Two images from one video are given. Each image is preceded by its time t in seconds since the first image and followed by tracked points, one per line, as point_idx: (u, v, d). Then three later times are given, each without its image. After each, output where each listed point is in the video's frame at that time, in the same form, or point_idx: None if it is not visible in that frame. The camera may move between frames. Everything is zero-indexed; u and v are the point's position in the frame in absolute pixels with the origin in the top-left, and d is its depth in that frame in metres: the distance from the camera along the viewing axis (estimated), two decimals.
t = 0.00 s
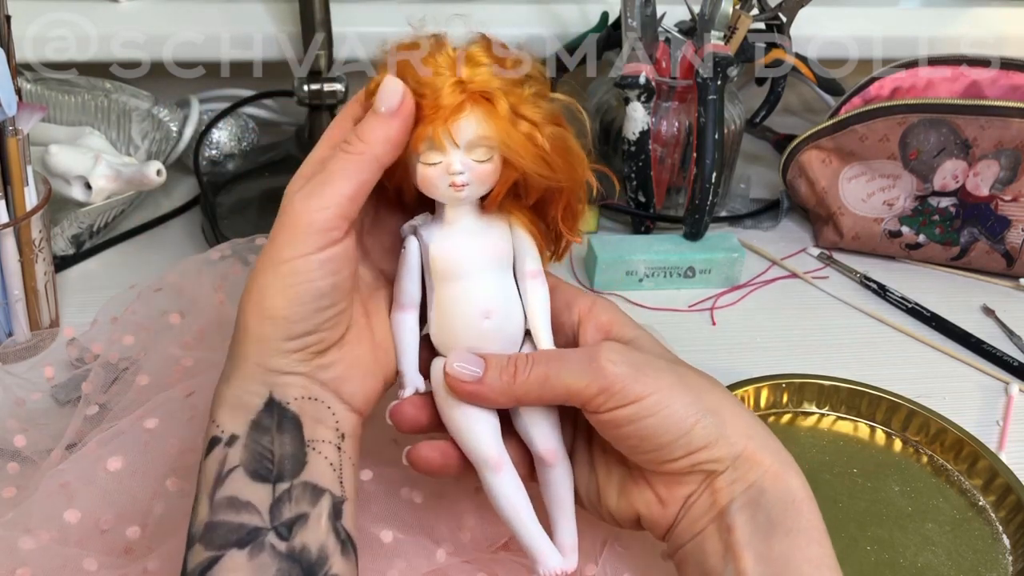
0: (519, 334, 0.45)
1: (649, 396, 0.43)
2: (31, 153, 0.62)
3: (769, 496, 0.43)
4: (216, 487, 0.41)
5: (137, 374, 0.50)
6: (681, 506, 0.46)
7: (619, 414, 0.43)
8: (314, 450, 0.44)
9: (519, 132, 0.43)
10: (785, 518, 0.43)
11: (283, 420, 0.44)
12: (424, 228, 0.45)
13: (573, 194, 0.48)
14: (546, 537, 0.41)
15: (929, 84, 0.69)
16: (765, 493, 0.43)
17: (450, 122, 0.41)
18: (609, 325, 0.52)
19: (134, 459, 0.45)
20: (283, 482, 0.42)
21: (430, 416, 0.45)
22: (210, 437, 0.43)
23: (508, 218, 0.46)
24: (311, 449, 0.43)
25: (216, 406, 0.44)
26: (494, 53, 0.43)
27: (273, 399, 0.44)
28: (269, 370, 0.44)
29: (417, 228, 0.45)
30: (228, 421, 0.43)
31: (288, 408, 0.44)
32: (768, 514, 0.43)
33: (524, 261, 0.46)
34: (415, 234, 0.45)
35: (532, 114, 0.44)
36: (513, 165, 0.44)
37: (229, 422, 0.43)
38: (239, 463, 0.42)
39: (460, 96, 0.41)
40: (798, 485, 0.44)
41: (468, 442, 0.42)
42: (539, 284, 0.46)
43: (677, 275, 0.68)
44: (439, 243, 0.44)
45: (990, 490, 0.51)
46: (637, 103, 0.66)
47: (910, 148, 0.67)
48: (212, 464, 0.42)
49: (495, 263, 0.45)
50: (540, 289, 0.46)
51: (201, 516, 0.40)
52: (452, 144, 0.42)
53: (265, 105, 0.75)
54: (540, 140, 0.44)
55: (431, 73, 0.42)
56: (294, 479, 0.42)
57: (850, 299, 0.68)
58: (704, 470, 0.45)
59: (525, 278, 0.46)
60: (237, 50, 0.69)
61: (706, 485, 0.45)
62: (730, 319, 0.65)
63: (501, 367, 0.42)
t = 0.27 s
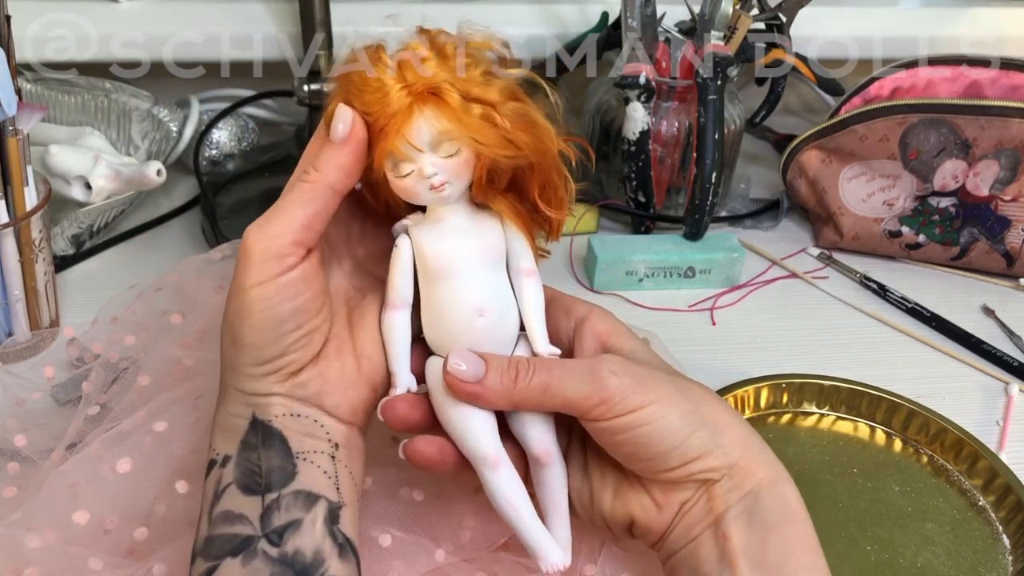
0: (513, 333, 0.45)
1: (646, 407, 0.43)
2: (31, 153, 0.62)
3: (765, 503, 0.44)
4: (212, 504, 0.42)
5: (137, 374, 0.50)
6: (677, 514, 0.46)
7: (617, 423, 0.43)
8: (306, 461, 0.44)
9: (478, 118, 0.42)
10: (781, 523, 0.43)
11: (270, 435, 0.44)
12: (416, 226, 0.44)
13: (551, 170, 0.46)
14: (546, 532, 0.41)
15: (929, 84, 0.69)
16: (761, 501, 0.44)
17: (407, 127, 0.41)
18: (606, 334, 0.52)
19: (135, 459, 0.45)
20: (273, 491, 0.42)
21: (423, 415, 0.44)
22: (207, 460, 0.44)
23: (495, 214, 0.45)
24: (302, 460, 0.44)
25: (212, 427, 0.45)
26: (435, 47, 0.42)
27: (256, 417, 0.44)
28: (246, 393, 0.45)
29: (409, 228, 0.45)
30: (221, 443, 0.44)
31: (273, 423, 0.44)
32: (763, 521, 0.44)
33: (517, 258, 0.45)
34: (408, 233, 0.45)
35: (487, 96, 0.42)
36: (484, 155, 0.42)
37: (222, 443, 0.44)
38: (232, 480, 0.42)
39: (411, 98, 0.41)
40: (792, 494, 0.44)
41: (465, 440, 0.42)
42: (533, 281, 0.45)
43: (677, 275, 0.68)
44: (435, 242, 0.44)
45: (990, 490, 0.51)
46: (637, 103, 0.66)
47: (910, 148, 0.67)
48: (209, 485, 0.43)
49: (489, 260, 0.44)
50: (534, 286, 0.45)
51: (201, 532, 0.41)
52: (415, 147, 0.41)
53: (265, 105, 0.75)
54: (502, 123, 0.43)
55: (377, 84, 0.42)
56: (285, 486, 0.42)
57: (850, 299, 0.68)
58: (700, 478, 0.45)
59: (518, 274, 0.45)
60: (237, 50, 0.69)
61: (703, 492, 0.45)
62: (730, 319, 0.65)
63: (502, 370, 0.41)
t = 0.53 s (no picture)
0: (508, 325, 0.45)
1: (632, 424, 0.43)
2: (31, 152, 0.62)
3: (756, 512, 0.44)
4: (197, 508, 0.42)
5: (137, 374, 0.50)
6: (669, 527, 0.46)
7: (605, 438, 0.43)
8: (289, 465, 0.44)
9: (461, 104, 0.42)
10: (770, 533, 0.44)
11: (253, 440, 0.44)
12: (409, 220, 0.44)
13: (531, 153, 0.47)
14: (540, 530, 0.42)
15: (929, 84, 0.69)
16: (754, 511, 0.44)
17: (392, 118, 0.40)
18: (602, 348, 0.52)
19: (134, 459, 0.45)
20: (257, 494, 0.42)
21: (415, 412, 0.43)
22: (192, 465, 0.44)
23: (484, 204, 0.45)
24: (285, 464, 0.44)
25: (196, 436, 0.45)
26: (409, 43, 0.43)
27: (239, 423, 0.45)
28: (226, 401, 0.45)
29: (402, 222, 0.44)
30: (206, 450, 0.44)
31: (255, 428, 0.45)
32: (754, 532, 0.44)
33: (509, 253, 0.46)
34: (400, 227, 0.44)
35: (466, 80, 0.42)
36: (469, 140, 0.43)
37: (207, 450, 0.44)
38: (216, 485, 0.42)
39: (394, 91, 0.41)
40: (784, 504, 0.44)
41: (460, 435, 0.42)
42: (524, 276, 0.46)
43: (677, 275, 0.68)
44: (431, 236, 0.43)
45: (990, 491, 0.51)
46: (637, 103, 0.66)
47: (910, 148, 0.67)
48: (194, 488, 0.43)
49: (483, 253, 0.44)
50: (525, 280, 0.46)
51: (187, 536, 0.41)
52: (403, 138, 0.41)
53: (265, 104, 0.75)
54: (484, 107, 0.43)
55: (355, 83, 0.41)
56: (268, 488, 0.43)
57: (850, 299, 0.68)
58: (692, 492, 0.45)
59: (510, 269, 0.46)
60: (237, 50, 0.69)
61: (695, 506, 0.45)
62: (730, 319, 0.65)
63: (501, 364, 0.41)
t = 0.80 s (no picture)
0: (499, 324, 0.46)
1: (613, 424, 0.43)
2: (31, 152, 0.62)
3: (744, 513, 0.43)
4: (201, 506, 0.41)
5: (137, 374, 0.50)
6: (665, 533, 0.46)
7: (587, 440, 0.43)
8: (294, 466, 0.44)
9: (472, 112, 0.42)
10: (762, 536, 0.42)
11: (262, 438, 0.44)
12: (411, 218, 0.44)
13: (531, 163, 0.47)
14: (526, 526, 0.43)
15: (929, 84, 0.69)
16: (741, 510, 0.43)
17: (405, 122, 0.40)
18: (589, 357, 0.52)
19: (135, 459, 0.45)
20: (264, 494, 0.42)
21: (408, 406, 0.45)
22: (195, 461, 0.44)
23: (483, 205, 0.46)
24: (292, 465, 0.44)
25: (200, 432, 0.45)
26: (425, 47, 0.43)
27: (249, 420, 0.44)
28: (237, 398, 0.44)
29: (403, 219, 0.44)
30: (212, 446, 0.44)
31: (262, 427, 0.44)
32: (744, 534, 0.43)
33: (504, 257, 0.46)
34: (400, 224, 0.44)
35: (480, 90, 0.43)
36: (477, 147, 0.43)
37: (214, 447, 0.44)
38: (222, 481, 0.42)
39: (408, 95, 0.41)
40: (776, 502, 0.43)
41: (450, 430, 0.43)
42: (518, 280, 0.46)
43: (677, 275, 0.68)
44: (430, 235, 0.43)
45: (990, 491, 0.51)
46: (637, 103, 0.66)
47: (910, 148, 0.67)
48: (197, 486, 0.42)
49: (480, 255, 0.44)
50: (519, 284, 0.46)
51: (189, 534, 0.40)
52: (414, 143, 0.41)
53: (266, 104, 0.76)
54: (495, 117, 0.43)
55: (371, 85, 0.41)
56: (274, 489, 0.42)
57: (850, 299, 0.68)
58: (680, 492, 0.44)
59: (505, 272, 0.46)
60: (237, 50, 0.69)
61: (685, 508, 0.44)
62: (730, 319, 0.65)
63: (489, 363, 0.42)
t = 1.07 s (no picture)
0: (491, 320, 0.46)
1: (607, 419, 0.43)
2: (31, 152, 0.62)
3: (728, 525, 0.43)
4: (217, 514, 0.41)
5: (138, 374, 0.50)
6: (650, 538, 0.46)
7: (578, 434, 0.43)
8: (310, 475, 0.44)
9: (452, 106, 0.43)
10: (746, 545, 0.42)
11: (279, 448, 0.44)
12: (406, 213, 0.45)
13: (519, 160, 0.48)
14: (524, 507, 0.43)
15: (929, 84, 0.69)
16: (726, 521, 0.43)
17: (386, 116, 0.42)
18: (583, 350, 0.51)
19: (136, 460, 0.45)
20: (280, 503, 0.42)
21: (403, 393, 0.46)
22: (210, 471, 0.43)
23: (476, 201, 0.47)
24: (307, 474, 0.43)
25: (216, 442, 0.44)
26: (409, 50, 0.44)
27: (266, 430, 0.44)
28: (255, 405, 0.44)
29: (399, 216, 0.45)
30: (229, 456, 0.43)
31: (279, 436, 0.44)
32: (729, 543, 0.43)
33: (498, 248, 0.46)
34: (397, 219, 0.45)
35: (459, 87, 0.44)
36: (460, 141, 0.44)
37: (231, 456, 0.43)
38: (239, 490, 0.42)
39: (388, 90, 0.42)
40: (761, 512, 0.43)
41: (445, 417, 0.44)
42: (513, 271, 0.46)
43: (677, 275, 0.68)
44: (423, 227, 0.44)
45: (990, 490, 0.51)
46: (637, 104, 0.66)
47: (910, 148, 0.67)
48: (212, 495, 0.42)
49: (470, 245, 0.45)
50: (513, 274, 0.46)
51: (204, 541, 0.40)
52: (395, 135, 0.42)
53: (266, 105, 0.76)
54: (475, 112, 0.44)
55: (356, 85, 0.43)
56: (290, 499, 0.42)
57: (850, 299, 0.68)
58: (662, 500, 0.44)
59: (499, 264, 0.46)
60: (237, 50, 0.69)
61: (668, 516, 0.44)
62: (730, 319, 0.65)
63: (478, 350, 0.43)
